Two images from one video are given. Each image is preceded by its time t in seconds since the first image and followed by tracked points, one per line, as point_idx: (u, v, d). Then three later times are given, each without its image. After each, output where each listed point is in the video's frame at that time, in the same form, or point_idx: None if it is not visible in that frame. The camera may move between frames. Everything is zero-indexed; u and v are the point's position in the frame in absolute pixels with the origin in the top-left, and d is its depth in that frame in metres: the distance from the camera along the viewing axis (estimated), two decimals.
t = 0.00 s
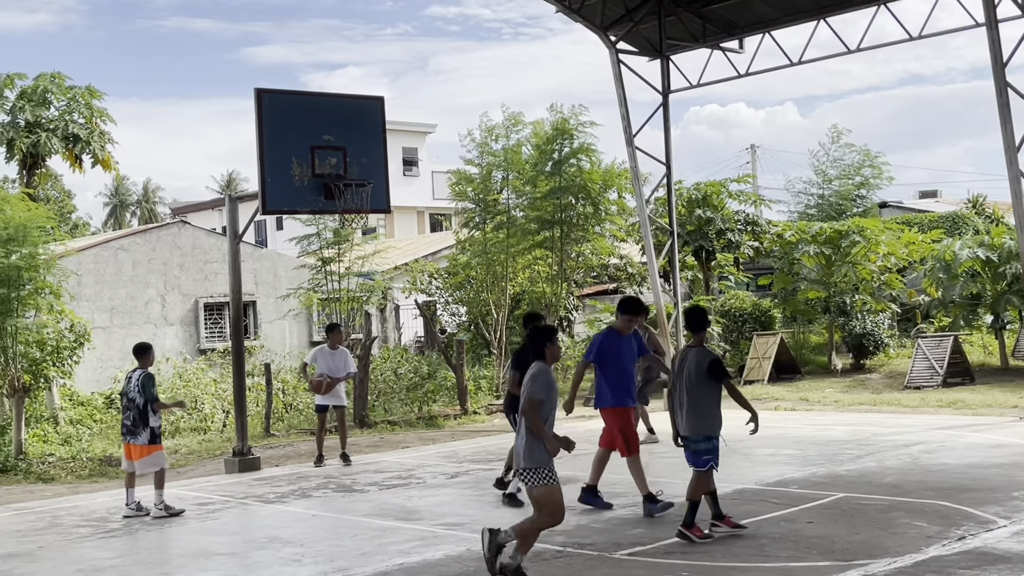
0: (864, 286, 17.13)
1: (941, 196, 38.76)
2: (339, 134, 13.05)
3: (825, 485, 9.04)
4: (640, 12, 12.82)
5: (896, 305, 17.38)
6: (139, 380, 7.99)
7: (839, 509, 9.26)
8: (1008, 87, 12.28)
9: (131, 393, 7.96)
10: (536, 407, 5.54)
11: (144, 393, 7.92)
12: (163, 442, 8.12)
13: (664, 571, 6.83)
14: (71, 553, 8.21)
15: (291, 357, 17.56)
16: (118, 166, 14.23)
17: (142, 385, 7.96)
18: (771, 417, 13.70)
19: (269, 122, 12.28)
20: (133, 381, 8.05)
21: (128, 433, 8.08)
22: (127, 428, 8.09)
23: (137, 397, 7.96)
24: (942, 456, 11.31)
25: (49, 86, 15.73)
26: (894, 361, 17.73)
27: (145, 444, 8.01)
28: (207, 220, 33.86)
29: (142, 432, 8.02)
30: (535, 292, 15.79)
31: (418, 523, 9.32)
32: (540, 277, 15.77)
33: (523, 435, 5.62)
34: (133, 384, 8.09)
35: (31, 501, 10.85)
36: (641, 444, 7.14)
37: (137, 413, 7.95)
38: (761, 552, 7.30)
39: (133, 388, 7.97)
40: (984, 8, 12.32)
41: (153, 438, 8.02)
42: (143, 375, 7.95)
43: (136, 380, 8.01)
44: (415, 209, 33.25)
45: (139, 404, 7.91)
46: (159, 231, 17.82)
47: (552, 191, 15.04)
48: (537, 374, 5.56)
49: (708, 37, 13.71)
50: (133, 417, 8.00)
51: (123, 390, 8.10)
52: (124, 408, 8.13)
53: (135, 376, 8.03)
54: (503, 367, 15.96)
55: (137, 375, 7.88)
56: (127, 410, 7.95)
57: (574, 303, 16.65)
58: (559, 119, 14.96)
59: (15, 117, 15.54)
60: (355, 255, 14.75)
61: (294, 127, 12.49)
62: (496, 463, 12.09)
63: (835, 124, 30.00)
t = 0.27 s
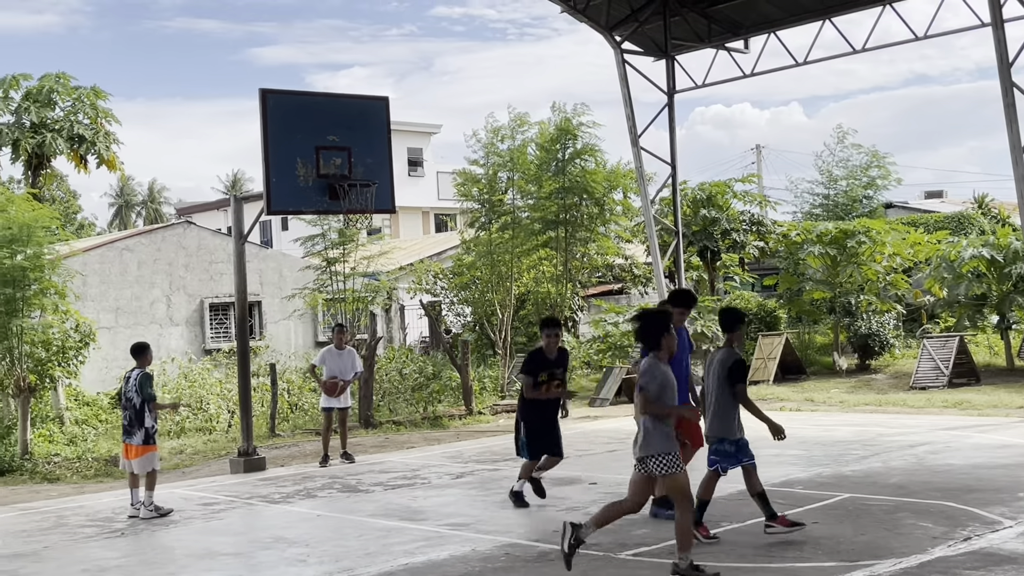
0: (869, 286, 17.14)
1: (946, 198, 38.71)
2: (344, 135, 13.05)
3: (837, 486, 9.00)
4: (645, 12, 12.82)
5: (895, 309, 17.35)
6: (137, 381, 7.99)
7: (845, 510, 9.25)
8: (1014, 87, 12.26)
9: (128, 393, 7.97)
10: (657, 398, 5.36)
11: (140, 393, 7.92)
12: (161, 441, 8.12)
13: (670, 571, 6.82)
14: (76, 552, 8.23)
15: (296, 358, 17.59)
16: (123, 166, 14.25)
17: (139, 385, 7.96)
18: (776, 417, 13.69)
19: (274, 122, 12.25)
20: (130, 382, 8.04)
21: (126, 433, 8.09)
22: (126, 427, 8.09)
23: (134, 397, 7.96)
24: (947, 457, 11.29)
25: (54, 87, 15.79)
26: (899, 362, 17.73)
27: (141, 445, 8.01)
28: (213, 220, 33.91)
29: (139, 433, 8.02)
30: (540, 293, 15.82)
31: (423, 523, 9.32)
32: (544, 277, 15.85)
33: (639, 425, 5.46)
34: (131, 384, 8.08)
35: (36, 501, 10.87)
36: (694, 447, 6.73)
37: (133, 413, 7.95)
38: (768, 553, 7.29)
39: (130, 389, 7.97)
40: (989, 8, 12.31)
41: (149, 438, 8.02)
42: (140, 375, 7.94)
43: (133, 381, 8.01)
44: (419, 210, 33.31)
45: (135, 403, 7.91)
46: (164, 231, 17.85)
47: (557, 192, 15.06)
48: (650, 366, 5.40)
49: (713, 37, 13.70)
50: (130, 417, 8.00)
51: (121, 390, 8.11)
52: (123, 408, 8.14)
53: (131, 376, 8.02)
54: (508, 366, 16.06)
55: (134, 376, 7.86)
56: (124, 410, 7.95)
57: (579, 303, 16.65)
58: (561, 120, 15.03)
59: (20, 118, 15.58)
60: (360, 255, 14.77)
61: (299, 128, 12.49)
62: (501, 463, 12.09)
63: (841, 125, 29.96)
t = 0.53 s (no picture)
0: (872, 286, 17.14)
1: (948, 197, 38.66)
2: (347, 135, 13.06)
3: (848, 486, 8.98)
4: (647, 11, 12.82)
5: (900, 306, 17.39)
6: (137, 380, 8.00)
7: (848, 510, 9.24)
8: (1017, 87, 12.25)
9: (129, 393, 7.99)
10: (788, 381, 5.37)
11: (140, 392, 7.94)
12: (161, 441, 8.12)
13: (672, 571, 6.83)
14: (79, 552, 8.23)
15: (298, 357, 17.60)
16: (126, 166, 14.26)
17: (139, 384, 7.98)
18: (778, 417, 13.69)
19: (277, 122, 12.22)
20: (130, 382, 8.05)
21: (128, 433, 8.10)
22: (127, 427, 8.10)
23: (134, 396, 7.98)
24: (950, 457, 11.28)
25: (57, 86, 15.79)
26: (902, 362, 17.72)
27: (142, 445, 8.02)
28: (215, 220, 33.95)
29: (139, 432, 8.02)
30: (542, 293, 15.70)
31: (426, 523, 9.33)
32: (547, 277, 15.74)
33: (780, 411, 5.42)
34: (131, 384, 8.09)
35: (40, 501, 10.89)
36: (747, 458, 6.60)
37: (133, 413, 7.96)
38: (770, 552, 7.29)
39: (130, 388, 7.99)
40: (992, 8, 12.29)
41: (149, 437, 8.02)
42: (139, 375, 7.96)
43: (133, 380, 8.02)
44: (421, 210, 33.33)
45: (135, 403, 7.92)
46: (167, 231, 17.87)
47: (559, 191, 15.07)
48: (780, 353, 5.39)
49: (715, 37, 13.70)
50: (130, 417, 8.01)
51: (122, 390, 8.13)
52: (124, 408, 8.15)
53: (131, 376, 8.04)
54: (510, 366, 16.05)
55: (134, 375, 7.88)
56: (125, 409, 7.96)
57: (581, 303, 16.66)
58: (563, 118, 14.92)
59: (23, 118, 15.57)
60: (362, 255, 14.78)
61: (302, 128, 12.48)
62: (503, 463, 12.09)
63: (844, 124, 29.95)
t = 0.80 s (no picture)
0: (872, 284, 17.24)
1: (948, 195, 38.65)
2: (346, 134, 13.07)
3: (851, 482, 8.95)
4: (648, 10, 12.83)
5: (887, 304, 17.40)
6: (138, 378, 7.98)
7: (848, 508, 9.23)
8: (1017, 85, 12.25)
9: (131, 392, 7.96)
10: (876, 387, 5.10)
11: (144, 390, 7.93)
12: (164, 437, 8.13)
13: (672, 569, 6.82)
14: (78, 551, 8.22)
15: (299, 356, 17.61)
16: (125, 165, 14.25)
17: (142, 382, 7.96)
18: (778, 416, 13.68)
19: (276, 121, 12.21)
20: (130, 380, 8.02)
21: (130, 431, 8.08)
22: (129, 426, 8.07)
23: (137, 394, 7.96)
24: (951, 455, 11.27)
25: (58, 86, 15.79)
26: (902, 360, 17.72)
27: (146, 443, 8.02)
28: (215, 220, 33.96)
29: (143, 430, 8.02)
30: (543, 292, 15.63)
31: (426, 522, 9.32)
32: (547, 276, 15.69)
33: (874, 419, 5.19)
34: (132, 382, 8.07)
35: (40, 500, 10.88)
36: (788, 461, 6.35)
37: (137, 411, 7.95)
38: (770, 551, 7.29)
39: (133, 387, 7.96)
40: (993, 6, 12.29)
41: (154, 434, 8.03)
42: (142, 373, 7.94)
43: (134, 379, 7.99)
44: (421, 209, 33.36)
45: (138, 401, 7.91)
46: (167, 230, 17.88)
47: (559, 190, 15.08)
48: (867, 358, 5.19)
49: (716, 35, 13.70)
50: (133, 415, 7.99)
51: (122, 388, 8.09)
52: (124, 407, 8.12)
53: (132, 375, 8.01)
54: (510, 365, 16.04)
55: (137, 374, 7.86)
56: (128, 408, 7.94)
57: (582, 302, 16.67)
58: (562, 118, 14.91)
59: (24, 117, 15.56)
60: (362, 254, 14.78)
61: (302, 127, 12.48)
62: (504, 462, 12.08)
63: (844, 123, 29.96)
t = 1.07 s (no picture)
0: (871, 283, 17.19)
1: (946, 194, 38.68)
2: (344, 133, 13.07)
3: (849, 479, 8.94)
4: (646, 8, 12.83)
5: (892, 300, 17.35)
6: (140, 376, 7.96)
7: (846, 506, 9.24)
8: (1015, 83, 12.26)
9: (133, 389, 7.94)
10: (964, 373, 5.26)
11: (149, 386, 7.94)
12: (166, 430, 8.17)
13: (670, 567, 6.82)
14: (77, 550, 8.22)
15: (297, 355, 17.61)
16: (123, 164, 14.23)
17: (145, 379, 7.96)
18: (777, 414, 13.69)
19: (274, 120, 12.21)
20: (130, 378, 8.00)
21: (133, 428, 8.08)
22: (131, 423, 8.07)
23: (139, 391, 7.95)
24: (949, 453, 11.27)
25: (57, 85, 15.79)
26: (901, 359, 17.74)
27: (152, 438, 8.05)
28: (213, 219, 33.96)
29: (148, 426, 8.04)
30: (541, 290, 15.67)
31: (425, 520, 9.31)
32: (546, 275, 15.75)
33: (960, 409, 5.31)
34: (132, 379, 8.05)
35: (39, 499, 10.87)
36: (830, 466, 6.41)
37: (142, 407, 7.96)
38: (769, 549, 7.28)
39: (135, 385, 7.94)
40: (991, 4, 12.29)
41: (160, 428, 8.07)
42: (144, 370, 7.92)
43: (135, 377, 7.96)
44: (420, 207, 33.38)
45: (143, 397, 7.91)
46: (165, 229, 17.86)
47: (557, 188, 15.08)
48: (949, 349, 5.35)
49: (714, 34, 13.69)
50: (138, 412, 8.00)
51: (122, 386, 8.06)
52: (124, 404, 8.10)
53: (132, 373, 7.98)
54: (509, 364, 16.04)
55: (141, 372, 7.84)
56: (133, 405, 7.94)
57: (580, 300, 16.68)
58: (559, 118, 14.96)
59: (23, 116, 15.56)
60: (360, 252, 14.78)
61: (300, 125, 12.48)
62: (502, 460, 12.07)
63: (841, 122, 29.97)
